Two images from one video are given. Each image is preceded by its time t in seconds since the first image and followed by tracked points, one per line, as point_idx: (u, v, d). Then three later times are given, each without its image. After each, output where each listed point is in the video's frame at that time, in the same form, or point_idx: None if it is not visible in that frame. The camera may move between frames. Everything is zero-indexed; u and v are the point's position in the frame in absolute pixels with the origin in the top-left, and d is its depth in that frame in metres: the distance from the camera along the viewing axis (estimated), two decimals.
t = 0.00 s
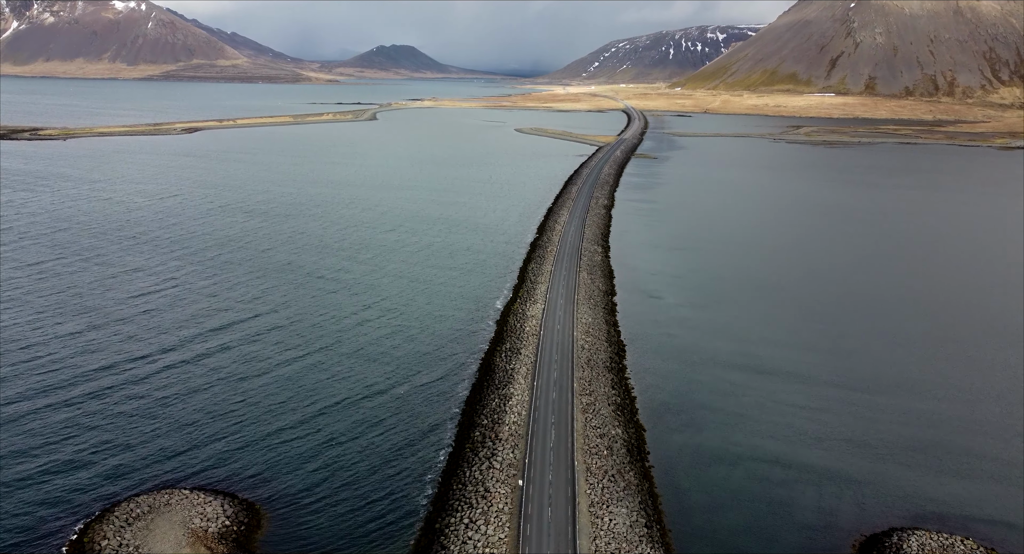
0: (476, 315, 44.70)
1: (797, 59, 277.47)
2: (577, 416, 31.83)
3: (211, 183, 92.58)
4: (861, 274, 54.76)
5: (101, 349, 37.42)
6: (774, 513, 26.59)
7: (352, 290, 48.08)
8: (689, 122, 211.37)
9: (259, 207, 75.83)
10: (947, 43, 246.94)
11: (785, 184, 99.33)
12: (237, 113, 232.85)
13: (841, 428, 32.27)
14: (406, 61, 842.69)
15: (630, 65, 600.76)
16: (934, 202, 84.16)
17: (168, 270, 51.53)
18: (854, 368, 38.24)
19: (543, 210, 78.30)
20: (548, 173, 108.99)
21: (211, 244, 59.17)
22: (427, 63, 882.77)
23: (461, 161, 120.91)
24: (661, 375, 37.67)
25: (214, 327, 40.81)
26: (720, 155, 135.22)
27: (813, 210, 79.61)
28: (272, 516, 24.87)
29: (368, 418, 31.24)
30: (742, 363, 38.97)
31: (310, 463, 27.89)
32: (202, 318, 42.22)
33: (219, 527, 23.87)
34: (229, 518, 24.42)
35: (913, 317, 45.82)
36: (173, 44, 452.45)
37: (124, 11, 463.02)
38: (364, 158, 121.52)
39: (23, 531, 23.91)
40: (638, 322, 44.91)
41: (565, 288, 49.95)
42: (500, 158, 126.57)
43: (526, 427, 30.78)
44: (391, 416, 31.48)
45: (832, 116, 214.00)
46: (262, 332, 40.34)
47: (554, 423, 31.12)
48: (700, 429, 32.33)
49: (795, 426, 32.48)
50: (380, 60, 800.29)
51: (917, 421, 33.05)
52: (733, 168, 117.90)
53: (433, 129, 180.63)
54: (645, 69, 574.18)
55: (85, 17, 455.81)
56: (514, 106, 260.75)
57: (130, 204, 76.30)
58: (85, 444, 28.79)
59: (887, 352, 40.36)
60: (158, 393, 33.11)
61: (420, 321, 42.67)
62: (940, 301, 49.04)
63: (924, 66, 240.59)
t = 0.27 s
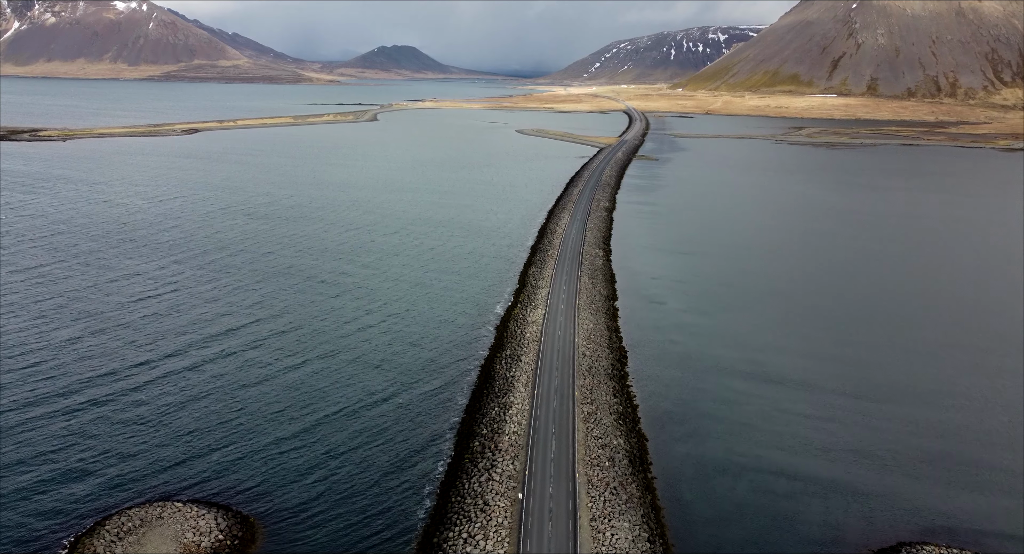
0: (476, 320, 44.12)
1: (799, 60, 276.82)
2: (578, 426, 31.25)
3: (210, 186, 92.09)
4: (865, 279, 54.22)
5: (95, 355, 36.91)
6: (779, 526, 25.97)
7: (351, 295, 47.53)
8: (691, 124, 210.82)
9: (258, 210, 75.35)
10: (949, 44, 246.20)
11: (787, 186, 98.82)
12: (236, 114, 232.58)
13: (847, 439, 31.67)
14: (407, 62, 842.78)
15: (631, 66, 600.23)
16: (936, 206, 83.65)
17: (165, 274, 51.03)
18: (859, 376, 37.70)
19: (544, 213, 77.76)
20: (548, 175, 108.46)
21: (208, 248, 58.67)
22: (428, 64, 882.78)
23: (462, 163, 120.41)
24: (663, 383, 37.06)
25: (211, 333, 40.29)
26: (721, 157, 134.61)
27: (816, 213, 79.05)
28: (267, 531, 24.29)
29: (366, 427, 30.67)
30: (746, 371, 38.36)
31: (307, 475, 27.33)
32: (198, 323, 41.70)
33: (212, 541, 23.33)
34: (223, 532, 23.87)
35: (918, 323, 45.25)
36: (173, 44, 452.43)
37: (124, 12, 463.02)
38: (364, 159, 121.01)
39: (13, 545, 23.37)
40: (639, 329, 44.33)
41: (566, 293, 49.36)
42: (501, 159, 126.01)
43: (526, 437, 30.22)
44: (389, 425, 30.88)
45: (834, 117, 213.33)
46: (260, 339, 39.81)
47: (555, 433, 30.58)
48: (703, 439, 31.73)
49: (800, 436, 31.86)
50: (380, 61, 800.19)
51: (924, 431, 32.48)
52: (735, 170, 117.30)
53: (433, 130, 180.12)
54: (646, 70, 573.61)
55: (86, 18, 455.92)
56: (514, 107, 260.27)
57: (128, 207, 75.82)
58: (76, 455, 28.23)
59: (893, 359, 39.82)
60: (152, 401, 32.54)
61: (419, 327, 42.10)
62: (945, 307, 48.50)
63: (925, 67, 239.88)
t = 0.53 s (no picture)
0: (476, 325, 43.66)
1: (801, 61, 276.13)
2: (580, 435, 30.75)
3: (211, 187, 91.72)
4: (870, 283, 53.71)
5: (91, 361, 36.53)
6: (784, 539, 25.45)
7: (350, 299, 47.14)
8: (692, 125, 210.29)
9: (257, 212, 74.91)
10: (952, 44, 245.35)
11: (789, 188, 98.28)
12: (238, 115, 232.63)
13: (853, 448, 31.16)
14: (408, 62, 842.99)
15: (632, 66, 599.83)
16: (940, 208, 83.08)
17: (164, 277, 50.67)
18: (865, 383, 37.22)
19: (545, 216, 77.32)
20: (550, 176, 108.06)
21: (208, 250, 58.31)
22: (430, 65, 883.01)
23: (463, 164, 120.09)
24: (665, 390, 36.55)
25: (209, 338, 39.87)
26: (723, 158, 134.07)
27: (819, 216, 78.53)
28: (264, 544, 23.85)
29: (365, 436, 30.21)
30: (749, 378, 37.85)
31: (305, 486, 26.86)
32: (196, 327, 41.30)
33: None
34: (217, 544, 23.43)
35: (924, 329, 44.75)
36: (175, 45, 452.79)
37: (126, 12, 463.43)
38: (365, 161, 120.73)
39: None
40: (641, 334, 43.85)
41: (567, 298, 48.87)
42: (502, 161, 125.68)
43: (526, 447, 29.75)
44: (389, 434, 30.42)
45: (836, 118, 212.78)
46: (258, 344, 39.41)
47: (555, 442, 30.10)
48: (706, 448, 31.23)
49: (804, 445, 31.34)
50: (382, 61, 800.44)
51: (932, 440, 31.97)
52: (737, 172, 116.80)
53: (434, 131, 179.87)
54: (647, 71, 573.15)
55: (88, 18, 456.48)
56: (516, 108, 259.94)
57: (128, 209, 75.55)
58: (71, 465, 27.75)
59: (899, 365, 39.34)
60: (149, 409, 32.08)
61: (419, 332, 41.64)
62: (951, 312, 48.00)
63: (928, 68, 239.05)
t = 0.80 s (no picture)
0: (476, 330, 43.16)
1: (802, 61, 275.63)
2: (581, 445, 30.24)
3: (211, 189, 91.42)
4: (875, 287, 53.17)
5: (87, 366, 36.12)
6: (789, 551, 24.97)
7: (349, 303, 46.73)
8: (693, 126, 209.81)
9: (257, 215, 74.58)
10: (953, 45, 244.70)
11: (792, 190, 97.76)
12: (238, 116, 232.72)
13: (859, 458, 30.65)
14: (409, 63, 843.22)
15: (633, 67, 599.66)
16: (943, 210, 82.51)
17: (162, 281, 50.32)
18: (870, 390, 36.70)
19: (546, 218, 76.93)
20: (550, 178, 107.65)
21: (206, 254, 57.96)
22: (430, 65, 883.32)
23: (463, 165, 119.78)
24: (667, 397, 36.03)
25: (206, 343, 39.46)
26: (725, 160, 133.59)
27: (821, 218, 78.05)
28: None
29: (364, 445, 29.72)
30: (753, 384, 37.34)
31: (302, 497, 26.37)
32: (193, 333, 40.88)
33: None
34: None
35: (930, 335, 44.22)
36: (176, 45, 452.80)
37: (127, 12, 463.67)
38: (365, 162, 120.43)
39: None
40: (643, 339, 43.34)
41: (568, 302, 48.35)
42: (502, 162, 125.39)
43: (527, 456, 29.26)
44: (388, 444, 29.91)
45: (837, 118, 212.26)
46: (255, 350, 38.94)
47: (556, 452, 29.61)
48: (709, 457, 30.72)
49: (809, 454, 30.81)
50: (382, 61, 800.71)
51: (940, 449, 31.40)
52: (738, 173, 116.35)
53: (435, 132, 179.64)
54: (648, 72, 572.73)
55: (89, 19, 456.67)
56: (516, 108, 259.68)
57: (127, 212, 75.24)
58: (66, 475, 27.28)
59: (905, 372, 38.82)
60: (146, 417, 31.60)
61: (418, 338, 41.17)
62: (957, 316, 47.49)
63: (930, 69, 238.41)
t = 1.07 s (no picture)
0: (475, 336, 42.70)
1: (803, 62, 275.16)
2: (582, 454, 29.77)
3: (211, 191, 91.17)
4: (880, 291, 52.62)
5: (83, 372, 35.76)
6: None
7: (348, 308, 46.36)
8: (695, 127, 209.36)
9: (257, 217, 74.27)
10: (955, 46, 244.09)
11: (794, 192, 97.20)
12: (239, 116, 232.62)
13: (865, 468, 30.11)
14: (410, 63, 843.24)
15: (634, 68, 599.37)
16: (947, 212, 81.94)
17: (160, 285, 49.99)
18: (878, 398, 36.14)
19: (547, 221, 76.51)
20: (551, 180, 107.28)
21: (205, 257, 57.63)
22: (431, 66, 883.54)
23: (464, 167, 119.52)
24: (669, 405, 35.55)
25: (204, 349, 39.07)
26: (726, 161, 133.12)
27: (825, 221, 77.47)
28: None
29: (364, 455, 29.26)
30: (756, 391, 36.86)
31: (301, 509, 25.91)
32: (191, 337, 40.51)
33: None
34: None
35: (936, 340, 43.71)
36: (177, 46, 452.81)
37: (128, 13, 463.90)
38: (366, 163, 120.19)
39: None
40: (645, 345, 42.88)
41: (569, 307, 47.88)
42: (503, 164, 125.10)
43: (527, 467, 28.80)
44: (388, 454, 29.47)
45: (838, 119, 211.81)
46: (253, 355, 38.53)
47: (557, 462, 29.14)
48: (712, 467, 30.23)
49: (814, 464, 30.31)
50: (383, 62, 800.86)
51: (949, 459, 30.88)
52: (740, 175, 115.89)
53: (435, 133, 179.33)
54: (649, 73, 572.51)
55: (91, 19, 456.73)
56: (517, 109, 259.44)
57: (127, 214, 75.02)
58: (61, 485, 26.82)
59: (913, 379, 38.29)
60: (144, 425, 31.14)
61: (418, 343, 40.76)
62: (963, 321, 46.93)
63: (931, 70, 237.82)
